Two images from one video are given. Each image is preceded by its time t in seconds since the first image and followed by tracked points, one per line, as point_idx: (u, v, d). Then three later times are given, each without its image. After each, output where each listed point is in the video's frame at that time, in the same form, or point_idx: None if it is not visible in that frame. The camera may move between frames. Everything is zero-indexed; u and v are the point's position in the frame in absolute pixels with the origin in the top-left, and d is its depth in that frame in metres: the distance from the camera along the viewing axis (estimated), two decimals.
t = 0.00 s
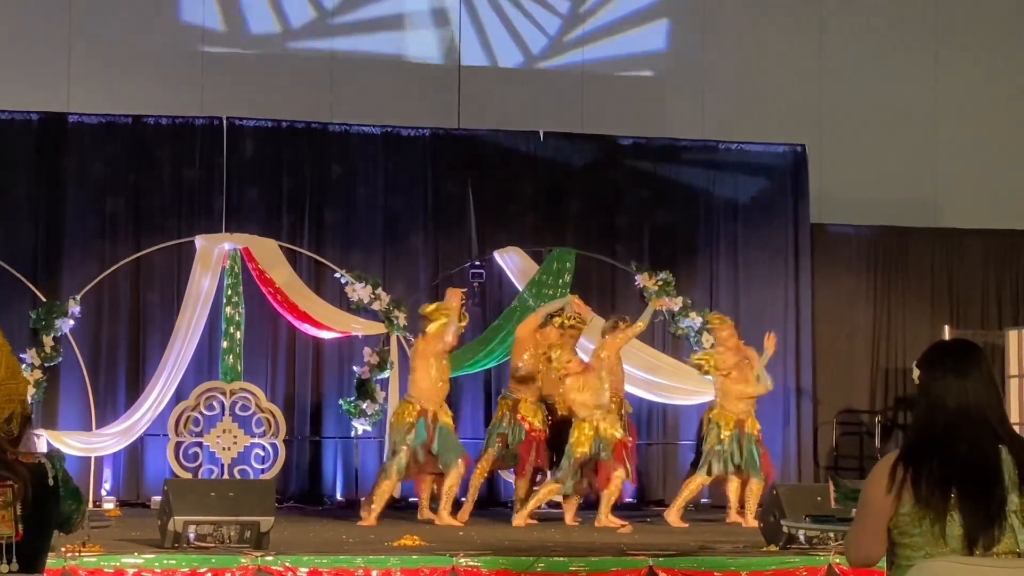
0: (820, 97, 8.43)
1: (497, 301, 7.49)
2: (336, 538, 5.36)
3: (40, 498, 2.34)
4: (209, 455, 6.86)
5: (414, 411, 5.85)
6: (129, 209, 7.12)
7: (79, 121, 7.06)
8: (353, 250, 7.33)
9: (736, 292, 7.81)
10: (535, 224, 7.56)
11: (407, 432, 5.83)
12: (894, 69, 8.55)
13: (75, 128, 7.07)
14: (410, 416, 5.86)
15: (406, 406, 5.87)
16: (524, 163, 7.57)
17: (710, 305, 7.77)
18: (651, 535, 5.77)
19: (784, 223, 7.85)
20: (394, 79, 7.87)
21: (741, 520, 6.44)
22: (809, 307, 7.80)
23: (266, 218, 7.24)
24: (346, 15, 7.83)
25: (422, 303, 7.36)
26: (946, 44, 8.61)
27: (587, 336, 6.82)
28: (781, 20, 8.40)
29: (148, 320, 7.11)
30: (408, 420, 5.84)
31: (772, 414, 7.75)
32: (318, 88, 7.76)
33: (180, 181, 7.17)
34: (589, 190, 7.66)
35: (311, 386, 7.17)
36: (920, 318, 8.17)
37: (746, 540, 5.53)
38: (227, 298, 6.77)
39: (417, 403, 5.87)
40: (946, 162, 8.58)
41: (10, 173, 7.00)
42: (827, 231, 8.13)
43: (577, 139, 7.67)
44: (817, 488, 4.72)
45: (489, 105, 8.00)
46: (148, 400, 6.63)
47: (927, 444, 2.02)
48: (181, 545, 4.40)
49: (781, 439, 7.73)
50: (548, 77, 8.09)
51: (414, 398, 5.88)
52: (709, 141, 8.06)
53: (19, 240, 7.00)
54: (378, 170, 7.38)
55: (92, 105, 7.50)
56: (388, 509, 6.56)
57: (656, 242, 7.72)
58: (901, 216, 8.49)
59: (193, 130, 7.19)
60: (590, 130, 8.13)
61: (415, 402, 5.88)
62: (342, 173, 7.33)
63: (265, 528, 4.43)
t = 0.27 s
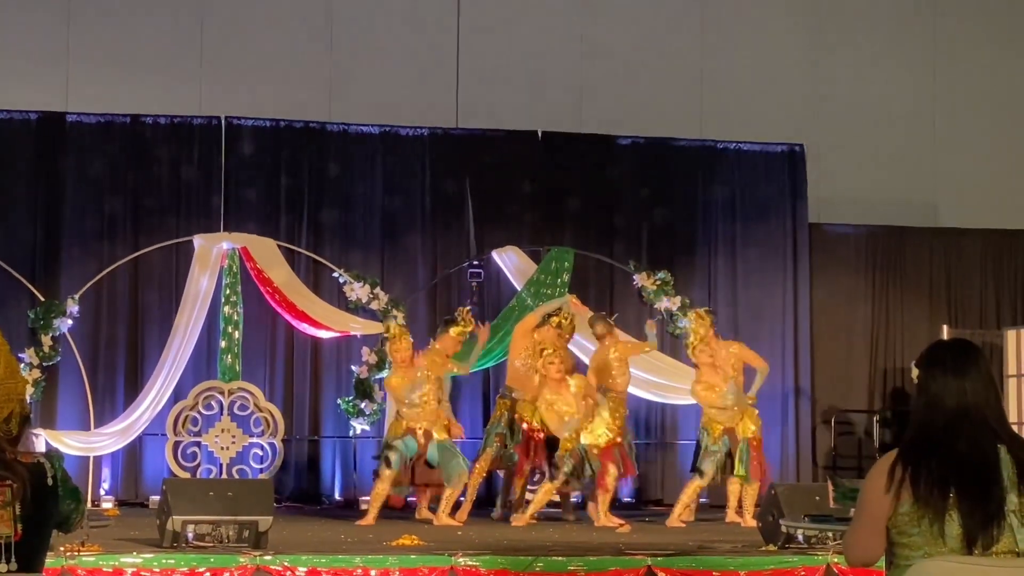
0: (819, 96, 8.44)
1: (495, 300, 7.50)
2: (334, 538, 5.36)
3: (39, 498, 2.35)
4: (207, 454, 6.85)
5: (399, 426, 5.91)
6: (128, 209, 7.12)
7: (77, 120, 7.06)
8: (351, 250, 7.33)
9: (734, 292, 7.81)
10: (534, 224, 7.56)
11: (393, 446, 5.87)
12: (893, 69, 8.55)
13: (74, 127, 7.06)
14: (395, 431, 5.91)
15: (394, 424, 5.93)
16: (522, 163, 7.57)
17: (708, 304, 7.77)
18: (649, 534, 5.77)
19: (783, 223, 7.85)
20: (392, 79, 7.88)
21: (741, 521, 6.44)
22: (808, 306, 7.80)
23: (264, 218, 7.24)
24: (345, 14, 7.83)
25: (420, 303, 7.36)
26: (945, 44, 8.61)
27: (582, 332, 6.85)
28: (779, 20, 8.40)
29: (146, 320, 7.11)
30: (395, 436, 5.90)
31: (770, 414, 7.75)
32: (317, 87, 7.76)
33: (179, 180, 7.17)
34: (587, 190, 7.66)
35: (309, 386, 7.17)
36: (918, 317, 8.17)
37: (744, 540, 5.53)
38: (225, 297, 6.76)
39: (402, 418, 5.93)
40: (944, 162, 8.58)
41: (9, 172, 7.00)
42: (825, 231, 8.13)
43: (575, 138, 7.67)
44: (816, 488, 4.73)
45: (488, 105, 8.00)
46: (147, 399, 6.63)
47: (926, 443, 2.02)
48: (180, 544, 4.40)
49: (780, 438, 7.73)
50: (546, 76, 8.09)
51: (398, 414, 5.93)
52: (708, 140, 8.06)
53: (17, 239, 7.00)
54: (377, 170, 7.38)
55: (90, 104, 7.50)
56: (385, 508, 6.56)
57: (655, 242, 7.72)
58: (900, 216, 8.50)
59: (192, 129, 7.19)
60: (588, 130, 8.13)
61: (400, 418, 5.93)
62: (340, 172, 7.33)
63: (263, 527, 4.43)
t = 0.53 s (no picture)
0: (819, 96, 8.44)
1: (495, 299, 7.50)
2: (333, 537, 5.36)
3: (37, 498, 2.35)
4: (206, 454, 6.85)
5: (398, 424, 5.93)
6: (127, 208, 7.12)
7: (77, 120, 7.06)
8: (350, 249, 7.33)
9: (734, 291, 7.81)
10: (534, 224, 7.57)
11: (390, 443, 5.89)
12: (892, 69, 8.55)
13: (73, 127, 7.06)
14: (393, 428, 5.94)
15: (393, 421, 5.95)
16: (522, 163, 7.57)
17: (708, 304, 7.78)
18: (648, 534, 5.77)
19: (783, 223, 7.85)
20: (392, 79, 7.88)
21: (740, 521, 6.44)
22: (807, 306, 7.80)
23: (264, 218, 7.24)
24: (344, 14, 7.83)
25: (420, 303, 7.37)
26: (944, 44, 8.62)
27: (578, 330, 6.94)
28: (779, 20, 8.40)
29: (145, 319, 7.12)
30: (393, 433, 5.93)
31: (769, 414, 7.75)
32: (317, 87, 7.76)
33: (178, 180, 7.17)
34: (587, 190, 7.66)
35: (308, 385, 7.17)
36: (917, 318, 8.17)
37: (742, 540, 5.53)
38: (225, 297, 6.75)
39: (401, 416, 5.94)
40: (944, 163, 8.58)
41: (8, 171, 7.00)
42: (824, 231, 8.13)
43: (575, 138, 7.67)
44: (815, 488, 4.73)
45: (488, 105, 8.00)
46: (146, 399, 6.63)
47: (925, 443, 2.02)
48: (179, 545, 4.40)
49: (779, 438, 7.74)
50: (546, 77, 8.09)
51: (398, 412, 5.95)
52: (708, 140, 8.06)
53: (17, 239, 7.00)
54: (377, 169, 7.38)
55: (90, 104, 7.50)
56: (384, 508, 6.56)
57: (654, 241, 7.73)
58: (899, 216, 8.50)
59: (192, 129, 7.18)
60: (588, 130, 8.13)
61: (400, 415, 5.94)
62: (340, 172, 7.33)
63: (262, 526, 4.42)
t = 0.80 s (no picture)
0: (818, 97, 8.44)
1: (494, 299, 7.51)
2: (333, 537, 5.36)
3: (37, 498, 2.35)
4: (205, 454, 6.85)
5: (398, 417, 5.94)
6: (127, 208, 7.12)
7: (76, 120, 7.06)
8: (350, 249, 7.33)
9: (733, 291, 7.81)
10: (533, 224, 7.56)
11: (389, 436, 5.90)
12: (892, 69, 8.56)
13: (73, 128, 7.06)
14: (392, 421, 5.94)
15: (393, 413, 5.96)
16: (521, 163, 7.57)
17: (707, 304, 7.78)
18: (647, 534, 5.77)
19: (782, 223, 7.86)
20: (392, 79, 7.88)
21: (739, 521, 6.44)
22: (807, 306, 7.81)
23: (263, 218, 7.24)
24: (344, 14, 7.83)
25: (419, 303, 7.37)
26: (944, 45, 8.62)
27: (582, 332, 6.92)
28: (778, 20, 8.40)
29: (145, 320, 7.12)
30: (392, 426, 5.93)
31: (769, 414, 7.75)
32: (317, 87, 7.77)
33: (178, 180, 7.18)
34: (587, 190, 7.66)
35: (308, 385, 7.17)
36: (916, 318, 8.17)
37: (741, 540, 5.53)
38: (224, 297, 6.76)
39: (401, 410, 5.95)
40: (943, 164, 8.58)
41: (8, 171, 7.00)
42: (823, 231, 8.13)
43: (574, 138, 7.67)
44: (814, 488, 4.73)
45: (488, 105, 8.01)
46: (145, 399, 6.63)
47: (925, 443, 2.02)
48: (178, 545, 4.40)
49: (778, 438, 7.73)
50: (545, 77, 8.10)
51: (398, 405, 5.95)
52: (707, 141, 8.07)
53: (17, 239, 7.00)
54: (376, 169, 7.38)
55: (90, 104, 7.50)
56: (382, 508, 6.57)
57: (653, 241, 7.73)
58: (899, 216, 8.50)
59: (191, 129, 7.19)
60: (588, 130, 8.13)
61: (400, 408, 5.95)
62: (340, 172, 7.33)
63: (262, 526, 4.42)
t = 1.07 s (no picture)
0: (818, 97, 8.44)
1: (494, 300, 7.50)
2: (332, 538, 5.36)
3: (38, 499, 2.35)
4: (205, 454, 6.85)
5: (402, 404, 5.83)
6: (126, 209, 7.12)
7: (76, 121, 7.06)
8: (350, 250, 7.33)
9: (733, 292, 7.81)
10: (533, 224, 7.56)
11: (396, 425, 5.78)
12: (892, 70, 8.56)
13: (73, 129, 7.06)
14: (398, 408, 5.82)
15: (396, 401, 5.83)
16: (521, 164, 7.57)
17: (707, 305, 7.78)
18: (647, 535, 5.77)
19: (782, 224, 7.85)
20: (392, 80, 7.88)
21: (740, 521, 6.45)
22: (806, 308, 7.81)
23: (263, 218, 7.24)
24: (345, 15, 7.84)
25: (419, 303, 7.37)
26: (944, 45, 8.62)
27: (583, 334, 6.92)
28: (778, 21, 8.40)
29: (144, 320, 7.12)
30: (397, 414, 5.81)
31: (768, 415, 7.76)
32: (318, 88, 7.77)
33: (178, 181, 7.18)
34: (587, 190, 7.66)
35: (308, 386, 7.17)
36: (917, 319, 8.17)
37: (740, 541, 5.52)
38: (224, 297, 6.75)
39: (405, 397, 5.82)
40: (943, 164, 8.58)
41: (8, 172, 7.00)
42: (823, 232, 8.13)
43: (574, 139, 7.67)
44: (814, 489, 4.72)
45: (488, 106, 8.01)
46: (145, 400, 6.63)
47: (925, 444, 2.02)
48: (178, 545, 4.40)
49: (778, 439, 7.73)
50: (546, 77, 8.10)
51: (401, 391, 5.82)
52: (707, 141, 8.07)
53: (17, 240, 7.00)
54: (376, 170, 7.38)
55: (90, 105, 7.50)
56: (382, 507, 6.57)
57: (654, 242, 7.72)
58: (899, 216, 8.50)
59: (191, 130, 7.19)
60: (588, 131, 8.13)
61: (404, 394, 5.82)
62: (340, 173, 7.33)
63: (262, 527, 4.41)
